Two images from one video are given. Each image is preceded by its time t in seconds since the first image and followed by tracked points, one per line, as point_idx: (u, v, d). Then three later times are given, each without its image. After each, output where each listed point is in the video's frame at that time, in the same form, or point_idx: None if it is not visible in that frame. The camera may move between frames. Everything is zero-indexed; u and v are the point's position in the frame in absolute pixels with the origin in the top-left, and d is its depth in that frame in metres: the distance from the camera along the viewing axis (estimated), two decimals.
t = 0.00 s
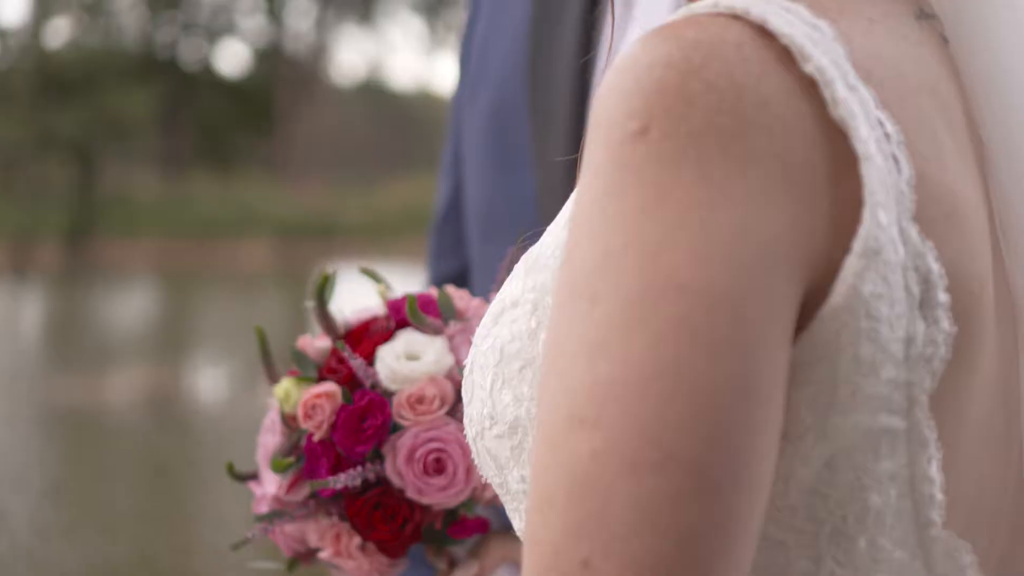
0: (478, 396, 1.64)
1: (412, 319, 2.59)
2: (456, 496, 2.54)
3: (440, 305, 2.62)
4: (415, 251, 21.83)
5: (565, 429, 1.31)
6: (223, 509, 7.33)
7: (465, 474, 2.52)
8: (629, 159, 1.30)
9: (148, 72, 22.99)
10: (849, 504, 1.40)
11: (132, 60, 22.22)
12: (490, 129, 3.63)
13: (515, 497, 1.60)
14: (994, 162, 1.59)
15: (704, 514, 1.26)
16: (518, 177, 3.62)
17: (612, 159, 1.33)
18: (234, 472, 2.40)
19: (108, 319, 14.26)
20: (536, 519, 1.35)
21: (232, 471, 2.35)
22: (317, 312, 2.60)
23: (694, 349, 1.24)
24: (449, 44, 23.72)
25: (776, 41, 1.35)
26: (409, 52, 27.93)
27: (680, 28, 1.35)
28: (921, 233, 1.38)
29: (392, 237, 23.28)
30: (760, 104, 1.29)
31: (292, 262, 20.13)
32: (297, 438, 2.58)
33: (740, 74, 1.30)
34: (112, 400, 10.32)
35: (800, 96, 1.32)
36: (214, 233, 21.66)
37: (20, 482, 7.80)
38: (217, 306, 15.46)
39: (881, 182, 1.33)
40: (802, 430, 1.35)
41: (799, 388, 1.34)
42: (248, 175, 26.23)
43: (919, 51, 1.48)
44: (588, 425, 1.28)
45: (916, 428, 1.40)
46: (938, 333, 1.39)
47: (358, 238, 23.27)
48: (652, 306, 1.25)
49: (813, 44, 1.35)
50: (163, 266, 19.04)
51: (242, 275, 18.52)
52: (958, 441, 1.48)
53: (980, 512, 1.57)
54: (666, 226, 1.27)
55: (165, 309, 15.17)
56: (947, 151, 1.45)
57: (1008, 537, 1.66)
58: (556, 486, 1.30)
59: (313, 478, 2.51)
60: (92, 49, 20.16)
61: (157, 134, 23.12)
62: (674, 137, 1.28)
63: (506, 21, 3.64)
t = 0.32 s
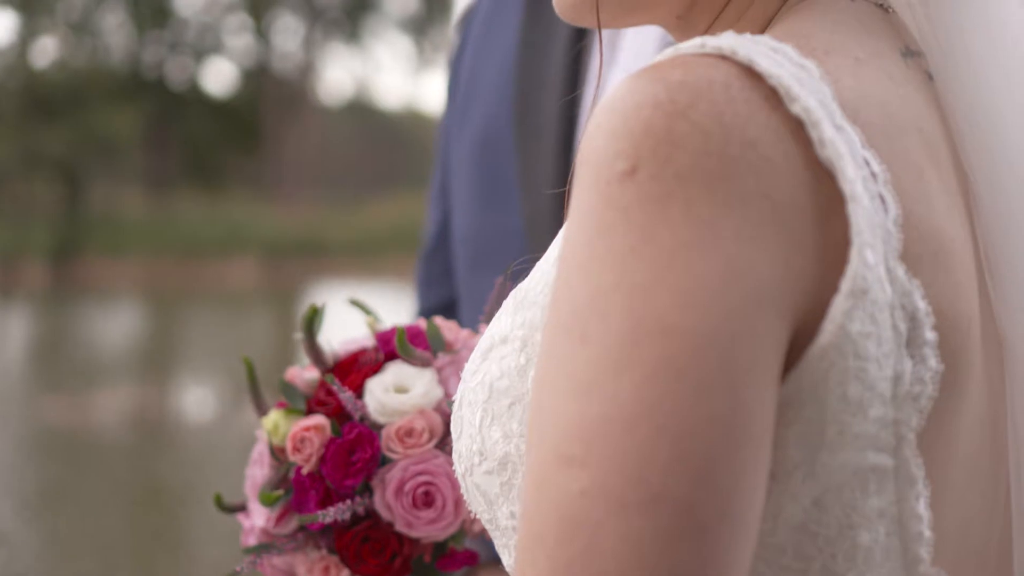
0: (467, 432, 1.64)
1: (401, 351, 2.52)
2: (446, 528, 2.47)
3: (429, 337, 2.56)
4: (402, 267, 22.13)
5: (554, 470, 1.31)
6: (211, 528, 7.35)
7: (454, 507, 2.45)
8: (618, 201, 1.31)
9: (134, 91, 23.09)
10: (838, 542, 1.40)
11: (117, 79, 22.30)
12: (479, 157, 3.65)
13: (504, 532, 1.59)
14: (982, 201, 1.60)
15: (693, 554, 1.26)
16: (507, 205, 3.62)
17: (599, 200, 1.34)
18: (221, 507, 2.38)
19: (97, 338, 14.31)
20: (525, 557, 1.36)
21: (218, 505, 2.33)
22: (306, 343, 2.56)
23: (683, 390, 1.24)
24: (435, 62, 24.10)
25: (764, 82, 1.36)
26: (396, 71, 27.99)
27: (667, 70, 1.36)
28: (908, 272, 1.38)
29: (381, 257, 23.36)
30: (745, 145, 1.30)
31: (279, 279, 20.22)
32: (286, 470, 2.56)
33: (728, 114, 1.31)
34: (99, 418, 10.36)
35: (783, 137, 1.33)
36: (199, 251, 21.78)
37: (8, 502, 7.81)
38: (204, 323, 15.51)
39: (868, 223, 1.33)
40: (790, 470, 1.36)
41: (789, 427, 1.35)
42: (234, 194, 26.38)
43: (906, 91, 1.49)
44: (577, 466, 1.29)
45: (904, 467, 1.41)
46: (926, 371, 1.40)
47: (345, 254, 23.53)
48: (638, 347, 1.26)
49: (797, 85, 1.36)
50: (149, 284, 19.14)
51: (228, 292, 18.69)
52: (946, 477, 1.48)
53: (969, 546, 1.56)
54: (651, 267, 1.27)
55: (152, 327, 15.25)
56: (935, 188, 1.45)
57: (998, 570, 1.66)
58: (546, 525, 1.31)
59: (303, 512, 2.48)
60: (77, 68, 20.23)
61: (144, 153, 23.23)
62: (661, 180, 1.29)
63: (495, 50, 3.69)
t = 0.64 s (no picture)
0: (454, 464, 1.64)
1: (387, 380, 2.52)
2: (431, 557, 2.45)
3: (415, 365, 2.56)
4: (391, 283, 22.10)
5: (541, 504, 1.31)
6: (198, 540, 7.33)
7: (440, 535, 2.44)
8: (607, 236, 1.31)
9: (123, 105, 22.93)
10: None
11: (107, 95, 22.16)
12: (465, 182, 3.63)
13: (490, 563, 1.59)
14: (966, 237, 1.60)
15: None
16: (494, 229, 3.59)
17: (585, 236, 1.34)
18: (206, 531, 2.34)
19: (84, 355, 14.14)
20: None
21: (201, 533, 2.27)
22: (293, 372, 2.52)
23: (666, 430, 1.24)
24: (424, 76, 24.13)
25: (750, 116, 1.36)
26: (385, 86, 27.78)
27: (654, 104, 1.37)
28: (893, 307, 1.38)
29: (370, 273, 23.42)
30: (732, 182, 1.30)
31: (268, 294, 20.24)
32: (272, 499, 2.52)
33: (712, 150, 1.31)
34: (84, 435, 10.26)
35: (769, 172, 1.33)
36: (186, 267, 21.67)
37: None
38: (192, 340, 15.38)
39: (853, 258, 1.33)
40: (777, 505, 1.36)
41: (776, 461, 1.35)
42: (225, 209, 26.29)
43: (891, 124, 1.49)
44: (564, 502, 1.28)
45: (890, 501, 1.41)
46: (911, 406, 1.40)
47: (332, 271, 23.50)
48: (623, 384, 1.26)
49: (783, 119, 1.36)
50: (136, 298, 19.08)
51: (217, 307, 18.60)
52: (931, 510, 1.48)
53: None
54: (638, 303, 1.27)
55: (140, 342, 15.21)
56: (919, 224, 1.45)
57: None
58: (531, 560, 1.32)
59: (288, 541, 2.43)
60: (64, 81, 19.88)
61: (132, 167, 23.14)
62: (648, 214, 1.29)
63: (483, 77, 3.70)
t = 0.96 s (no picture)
0: (435, 494, 1.63)
1: (369, 405, 2.26)
2: None
3: (398, 392, 2.30)
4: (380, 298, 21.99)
5: (519, 537, 1.31)
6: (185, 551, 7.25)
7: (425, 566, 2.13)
8: (583, 272, 1.32)
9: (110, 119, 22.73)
10: None
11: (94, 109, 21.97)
12: (450, 205, 3.39)
13: None
14: (947, 277, 1.60)
15: None
16: (480, 254, 3.33)
17: (566, 271, 1.34)
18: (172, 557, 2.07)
19: (72, 370, 14.04)
20: None
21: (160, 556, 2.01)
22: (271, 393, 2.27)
23: (644, 460, 1.25)
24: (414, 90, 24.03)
25: (727, 150, 1.36)
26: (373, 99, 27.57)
27: (632, 138, 1.37)
28: (870, 339, 1.38)
29: (359, 288, 23.25)
30: (711, 218, 1.31)
31: (256, 308, 20.08)
32: (254, 529, 2.25)
33: (689, 186, 1.32)
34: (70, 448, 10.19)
35: (747, 207, 1.34)
36: (174, 281, 21.50)
37: None
38: (178, 353, 15.29)
39: (830, 292, 1.33)
40: (754, 538, 1.36)
41: (753, 493, 1.35)
42: (214, 222, 26.12)
43: (869, 155, 1.49)
44: (543, 535, 1.29)
45: (868, 532, 1.42)
46: (889, 437, 1.40)
47: (321, 284, 23.36)
48: (602, 421, 1.27)
49: (760, 154, 1.37)
50: (123, 310, 19.02)
51: (205, 322, 18.43)
52: (909, 537, 1.49)
53: None
54: (616, 337, 1.28)
55: (126, 355, 15.17)
56: (897, 255, 1.45)
57: None
58: None
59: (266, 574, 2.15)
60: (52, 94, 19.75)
61: (119, 181, 22.95)
62: (627, 250, 1.30)
63: (470, 98, 3.47)
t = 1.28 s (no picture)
0: (412, 522, 1.63)
1: (349, 434, 2.25)
2: None
3: (378, 419, 2.28)
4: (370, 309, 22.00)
5: (492, 567, 1.31)
6: (176, 564, 7.26)
7: None
8: (554, 303, 1.33)
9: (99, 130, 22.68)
10: None
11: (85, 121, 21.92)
12: (429, 228, 3.24)
13: None
14: (922, 307, 1.60)
15: None
16: (460, 278, 3.17)
17: (538, 302, 1.35)
18: None
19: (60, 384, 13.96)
20: None
21: None
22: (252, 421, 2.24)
23: (619, 489, 1.25)
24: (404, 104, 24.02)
25: (700, 182, 1.37)
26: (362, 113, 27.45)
27: (606, 168, 1.38)
28: (843, 371, 1.39)
29: (347, 301, 23.15)
30: (682, 250, 1.31)
31: (246, 320, 20.11)
32: (232, 557, 2.24)
33: (662, 219, 1.32)
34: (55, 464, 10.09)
35: (720, 238, 1.34)
36: (165, 292, 21.53)
37: None
38: (166, 367, 15.21)
39: (801, 324, 1.34)
40: (725, 569, 1.37)
41: (726, 525, 1.36)
42: (204, 236, 26.13)
43: (842, 186, 1.50)
44: (514, 565, 1.29)
45: (840, 563, 1.42)
46: (861, 468, 1.41)
47: (309, 296, 23.35)
48: (575, 452, 1.27)
49: (732, 187, 1.37)
50: (112, 323, 18.92)
51: (197, 334, 18.46)
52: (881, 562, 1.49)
53: None
54: (589, 366, 1.29)
55: (113, 368, 15.08)
56: (867, 287, 1.45)
57: None
58: None
59: None
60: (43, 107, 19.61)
61: (109, 194, 22.97)
62: (598, 282, 1.31)
63: (450, 118, 3.33)
